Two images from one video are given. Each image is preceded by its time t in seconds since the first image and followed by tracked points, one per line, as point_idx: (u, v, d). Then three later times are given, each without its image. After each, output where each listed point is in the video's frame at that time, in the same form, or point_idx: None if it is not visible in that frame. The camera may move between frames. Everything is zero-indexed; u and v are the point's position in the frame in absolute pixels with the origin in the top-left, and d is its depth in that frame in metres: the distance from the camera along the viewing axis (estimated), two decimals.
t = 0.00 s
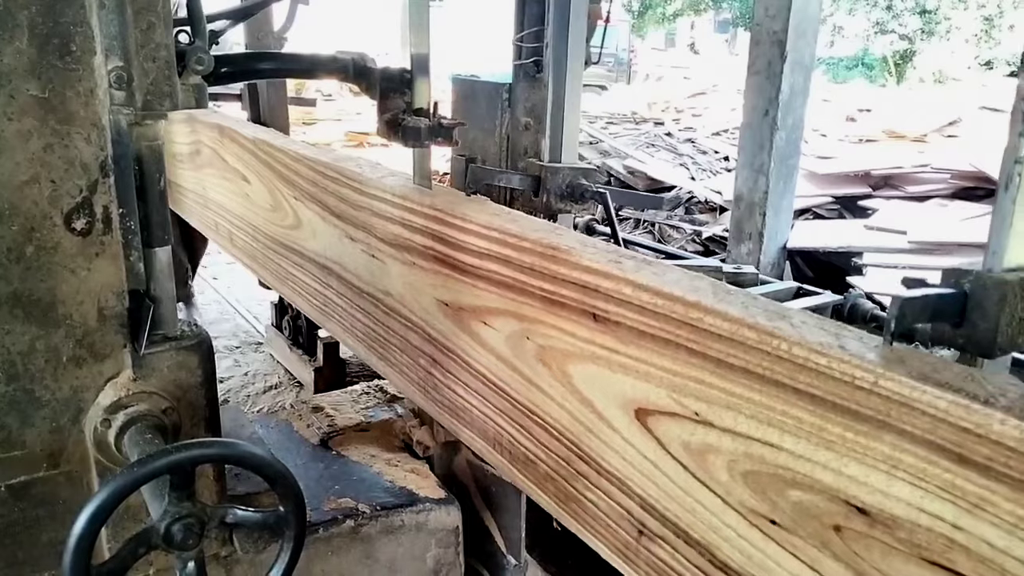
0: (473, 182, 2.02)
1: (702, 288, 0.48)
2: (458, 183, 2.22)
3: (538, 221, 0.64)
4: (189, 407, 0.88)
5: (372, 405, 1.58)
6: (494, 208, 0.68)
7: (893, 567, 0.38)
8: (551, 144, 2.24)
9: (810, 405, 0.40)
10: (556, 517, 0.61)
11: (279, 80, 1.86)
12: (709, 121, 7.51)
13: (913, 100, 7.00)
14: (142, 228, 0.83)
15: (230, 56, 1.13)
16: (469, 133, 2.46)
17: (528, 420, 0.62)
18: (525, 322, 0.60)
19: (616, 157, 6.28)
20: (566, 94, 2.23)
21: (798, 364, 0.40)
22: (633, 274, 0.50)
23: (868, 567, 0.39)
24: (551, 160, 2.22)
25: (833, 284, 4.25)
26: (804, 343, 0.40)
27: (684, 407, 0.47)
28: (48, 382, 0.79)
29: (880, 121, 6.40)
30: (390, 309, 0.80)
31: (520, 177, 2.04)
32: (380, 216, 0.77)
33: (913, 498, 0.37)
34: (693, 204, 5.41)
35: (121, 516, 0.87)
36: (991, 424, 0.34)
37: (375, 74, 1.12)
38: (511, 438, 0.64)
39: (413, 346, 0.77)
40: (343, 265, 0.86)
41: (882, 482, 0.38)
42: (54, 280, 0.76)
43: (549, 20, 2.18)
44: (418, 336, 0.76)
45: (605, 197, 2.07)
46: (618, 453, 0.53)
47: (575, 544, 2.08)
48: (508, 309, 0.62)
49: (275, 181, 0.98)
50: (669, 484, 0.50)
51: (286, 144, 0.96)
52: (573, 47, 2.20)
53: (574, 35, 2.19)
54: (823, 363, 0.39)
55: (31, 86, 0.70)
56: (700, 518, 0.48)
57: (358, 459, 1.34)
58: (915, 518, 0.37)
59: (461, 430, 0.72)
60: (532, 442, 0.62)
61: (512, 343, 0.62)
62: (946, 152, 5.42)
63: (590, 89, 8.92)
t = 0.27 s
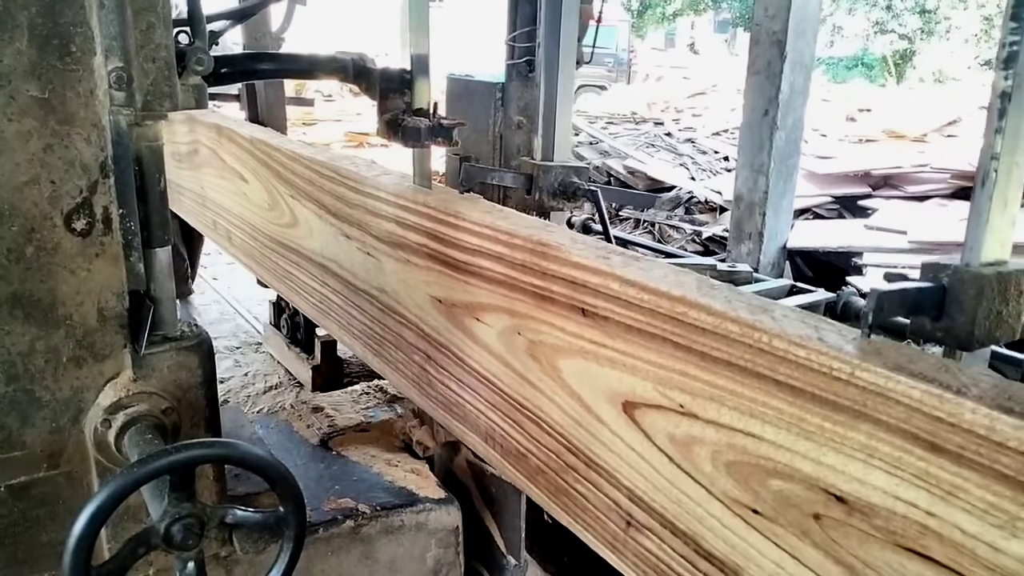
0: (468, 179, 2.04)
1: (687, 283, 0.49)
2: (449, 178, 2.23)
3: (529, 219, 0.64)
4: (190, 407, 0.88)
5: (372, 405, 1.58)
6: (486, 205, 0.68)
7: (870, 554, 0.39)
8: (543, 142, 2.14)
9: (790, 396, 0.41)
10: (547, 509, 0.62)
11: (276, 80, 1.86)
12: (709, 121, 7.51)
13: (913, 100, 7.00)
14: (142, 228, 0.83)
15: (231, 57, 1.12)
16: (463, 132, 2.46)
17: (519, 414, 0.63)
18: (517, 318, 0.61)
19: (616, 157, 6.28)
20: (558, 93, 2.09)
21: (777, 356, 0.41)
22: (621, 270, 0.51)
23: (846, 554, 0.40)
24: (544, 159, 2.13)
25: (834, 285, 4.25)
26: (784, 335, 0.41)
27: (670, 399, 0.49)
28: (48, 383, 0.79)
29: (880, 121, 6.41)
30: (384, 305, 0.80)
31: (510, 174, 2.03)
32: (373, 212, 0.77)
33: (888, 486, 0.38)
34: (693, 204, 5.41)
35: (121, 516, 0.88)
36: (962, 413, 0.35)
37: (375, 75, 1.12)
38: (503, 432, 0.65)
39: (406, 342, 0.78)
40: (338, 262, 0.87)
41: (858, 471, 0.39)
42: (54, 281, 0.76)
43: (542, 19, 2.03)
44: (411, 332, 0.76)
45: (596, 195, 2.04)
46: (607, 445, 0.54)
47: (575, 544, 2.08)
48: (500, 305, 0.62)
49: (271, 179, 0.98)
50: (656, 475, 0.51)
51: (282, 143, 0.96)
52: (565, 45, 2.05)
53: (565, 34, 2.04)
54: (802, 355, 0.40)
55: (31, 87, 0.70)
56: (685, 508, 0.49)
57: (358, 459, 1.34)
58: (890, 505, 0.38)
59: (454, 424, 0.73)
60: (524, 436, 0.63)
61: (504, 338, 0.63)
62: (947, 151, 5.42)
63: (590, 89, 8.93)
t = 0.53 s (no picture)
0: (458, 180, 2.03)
1: (671, 280, 0.49)
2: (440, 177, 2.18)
3: (519, 217, 0.64)
4: (187, 408, 0.88)
5: (370, 407, 1.58)
6: (477, 204, 0.68)
7: (846, 546, 0.40)
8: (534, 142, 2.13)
9: (768, 391, 0.42)
10: (534, 504, 0.62)
11: (273, 81, 1.87)
12: (709, 123, 7.52)
13: (913, 102, 7.01)
14: (140, 228, 0.83)
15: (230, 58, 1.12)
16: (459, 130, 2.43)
17: (509, 410, 0.63)
18: (506, 315, 0.61)
19: (615, 158, 6.28)
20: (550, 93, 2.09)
21: (757, 352, 0.42)
22: (606, 267, 0.51)
23: (823, 546, 0.41)
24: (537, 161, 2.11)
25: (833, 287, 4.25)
26: (763, 331, 0.41)
27: (655, 395, 0.49)
28: (45, 384, 0.79)
29: (880, 123, 6.42)
30: (377, 303, 0.80)
31: (502, 175, 2.01)
32: (366, 211, 0.77)
33: (864, 479, 0.38)
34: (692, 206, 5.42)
35: (117, 518, 0.87)
36: (933, 406, 0.35)
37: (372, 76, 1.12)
38: (493, 428, 0.65)
39: (399, 340, 0.78)
40: (331, 261, 0.87)
41: (834, 464, 0.39)
42: (51, 282, 0.76)
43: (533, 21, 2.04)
44: (403, 330, 0.76)
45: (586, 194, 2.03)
46: (593, 441, 0.55)
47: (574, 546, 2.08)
48: (490, 303, 0.62)
49: (267, 178, 0.98)
50: (641, 470, 0.51)
51: (277, 143, 0.96)
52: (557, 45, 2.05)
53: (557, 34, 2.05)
54: (781, 351, 0.40)
55: (28, 87, 0.70)
56: (669, 502, 0.49)
57: (355, 460, 1.34)
58: (865, 497, 0.38)
59: (445, 421, 0.73)
60: (513, 432, 0.63)
61: (494, 335, 0.63)
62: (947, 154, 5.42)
63: (590, 90, 8.95)
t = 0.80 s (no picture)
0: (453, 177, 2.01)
1: (658, 277, 0.49)
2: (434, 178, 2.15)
3: (511, 215, 0.64)
4: (187, 409, 0.88)
5: (370, 408, 1.57)
6: (471, 202, 0.68)
7: (827, 536, 0.39)
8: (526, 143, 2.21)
9: (751, 385, 0.41)
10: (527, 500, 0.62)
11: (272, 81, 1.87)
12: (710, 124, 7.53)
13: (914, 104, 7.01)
14: (141, 229, 0.83)
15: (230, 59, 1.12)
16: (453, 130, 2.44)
17: (502, 406, 0.63)
18: (499, 312, 0.61)
19: (616, 159, 6.28)
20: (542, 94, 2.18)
21: (740, 346, 0.41)
22: (594, 264, 0.51)
23: (805, 537, 0.40)
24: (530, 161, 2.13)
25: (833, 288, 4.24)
26: (747, 326, 0.41)
27: (642, 389, 0.49)
28: (45, 384, 0.78)
29: (881, 125, 6.42)
30: (374, 301, 0.80)
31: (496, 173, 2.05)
32: (362, 210, 0.77)
33: (843, 470, 0.38)
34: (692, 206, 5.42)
35: (118, 518, 0.87)
36: (909, 399, 0.35)
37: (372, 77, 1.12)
38: (487, 424, 0.65)
39: (394, 338, 0.77)
40: (328, 259, 0.87)
41: (815, 455, 0.39)
42: (52, 282, 0.76)
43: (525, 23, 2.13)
44: (399, 327, 0.76)
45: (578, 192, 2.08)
46: (583, 436, 0.54)
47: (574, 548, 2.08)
48: (484, 300, 0.62)
49: (265, 177, 0.98)
50: (629, 463, 0.51)
51: (275, 142, 0.96)
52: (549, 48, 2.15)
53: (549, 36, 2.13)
54: (763, 345, 0.40)
55: (29, 88, 0.70)
56: (656, 495, 0.49)
57: (355, 461, 1.34)
58: (844, 488, 0.38)
59: (440, 417, 0.72)
60: (507, 428, 0.62)
61: (488, 332, 0.62)
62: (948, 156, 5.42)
63: (591, 91, 8.96)
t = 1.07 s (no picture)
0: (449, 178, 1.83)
1: (648, 275, 0.50)
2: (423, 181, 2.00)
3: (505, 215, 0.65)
4: (188, 410, 0.88)
5: (371, 410, 1.57)
6: (466, 201, 0.69)
7: (808, 527, 0.41)
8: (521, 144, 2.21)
9: (737, 379, 0.43)
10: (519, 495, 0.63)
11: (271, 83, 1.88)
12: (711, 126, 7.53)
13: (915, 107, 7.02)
14: (143, 230, 0.83)
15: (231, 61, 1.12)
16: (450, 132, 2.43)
17: (494, 403, 0.63)
18: (492, 310, 0.61)
19: (617, 161, 6.28)
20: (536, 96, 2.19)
21: (726, 342, 0.43)
22: (586, 262, 0.52)
23: (788, 528, 0.42)
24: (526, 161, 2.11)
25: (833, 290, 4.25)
26: (731, 322, 0.42)
27: (631, 384, 0.50)
28: (47, 385, 0.79)
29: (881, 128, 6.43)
30: (368, 299, 0.80)
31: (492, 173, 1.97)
32: (358, 209, 0.77)
33: (824, 463, 0.39)
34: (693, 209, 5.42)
35: (118, 519, 0.87)
36: (886, 393, 0.36)
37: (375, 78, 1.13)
38: (480, 421, 0.65)
39: (389, 336, 0.78)
40: (324, 258, 0.87)
41: (797, 449, 0.40)
42: (54, 283, 0.76)
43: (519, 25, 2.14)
44: (393, 325, 0.76)
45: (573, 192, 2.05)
46: (574, 431, 0.55)
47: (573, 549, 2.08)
48: (478, 298, 0.62)
49: (262, 176, 0.98)
50: (618, 459, 0.52)
51: (273, 143, 0.97)
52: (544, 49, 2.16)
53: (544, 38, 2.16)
54: (747, 341, 0.42)
55: (32, 89, 0.70)
56: (644, 489, 0.50)
57: (356, 463, 1.34)
58: (825, 481, 0.39)
59: (434, 414, 0.73)
60: (499, 425, 0.63)
61: (481, 329, 0.63)
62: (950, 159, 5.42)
63: (591, 92, 8.97)
